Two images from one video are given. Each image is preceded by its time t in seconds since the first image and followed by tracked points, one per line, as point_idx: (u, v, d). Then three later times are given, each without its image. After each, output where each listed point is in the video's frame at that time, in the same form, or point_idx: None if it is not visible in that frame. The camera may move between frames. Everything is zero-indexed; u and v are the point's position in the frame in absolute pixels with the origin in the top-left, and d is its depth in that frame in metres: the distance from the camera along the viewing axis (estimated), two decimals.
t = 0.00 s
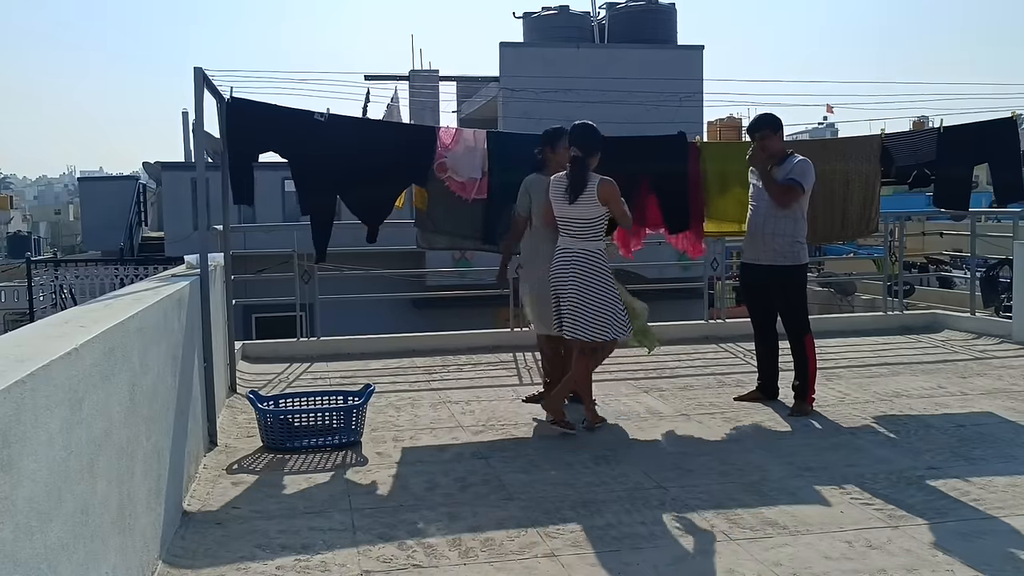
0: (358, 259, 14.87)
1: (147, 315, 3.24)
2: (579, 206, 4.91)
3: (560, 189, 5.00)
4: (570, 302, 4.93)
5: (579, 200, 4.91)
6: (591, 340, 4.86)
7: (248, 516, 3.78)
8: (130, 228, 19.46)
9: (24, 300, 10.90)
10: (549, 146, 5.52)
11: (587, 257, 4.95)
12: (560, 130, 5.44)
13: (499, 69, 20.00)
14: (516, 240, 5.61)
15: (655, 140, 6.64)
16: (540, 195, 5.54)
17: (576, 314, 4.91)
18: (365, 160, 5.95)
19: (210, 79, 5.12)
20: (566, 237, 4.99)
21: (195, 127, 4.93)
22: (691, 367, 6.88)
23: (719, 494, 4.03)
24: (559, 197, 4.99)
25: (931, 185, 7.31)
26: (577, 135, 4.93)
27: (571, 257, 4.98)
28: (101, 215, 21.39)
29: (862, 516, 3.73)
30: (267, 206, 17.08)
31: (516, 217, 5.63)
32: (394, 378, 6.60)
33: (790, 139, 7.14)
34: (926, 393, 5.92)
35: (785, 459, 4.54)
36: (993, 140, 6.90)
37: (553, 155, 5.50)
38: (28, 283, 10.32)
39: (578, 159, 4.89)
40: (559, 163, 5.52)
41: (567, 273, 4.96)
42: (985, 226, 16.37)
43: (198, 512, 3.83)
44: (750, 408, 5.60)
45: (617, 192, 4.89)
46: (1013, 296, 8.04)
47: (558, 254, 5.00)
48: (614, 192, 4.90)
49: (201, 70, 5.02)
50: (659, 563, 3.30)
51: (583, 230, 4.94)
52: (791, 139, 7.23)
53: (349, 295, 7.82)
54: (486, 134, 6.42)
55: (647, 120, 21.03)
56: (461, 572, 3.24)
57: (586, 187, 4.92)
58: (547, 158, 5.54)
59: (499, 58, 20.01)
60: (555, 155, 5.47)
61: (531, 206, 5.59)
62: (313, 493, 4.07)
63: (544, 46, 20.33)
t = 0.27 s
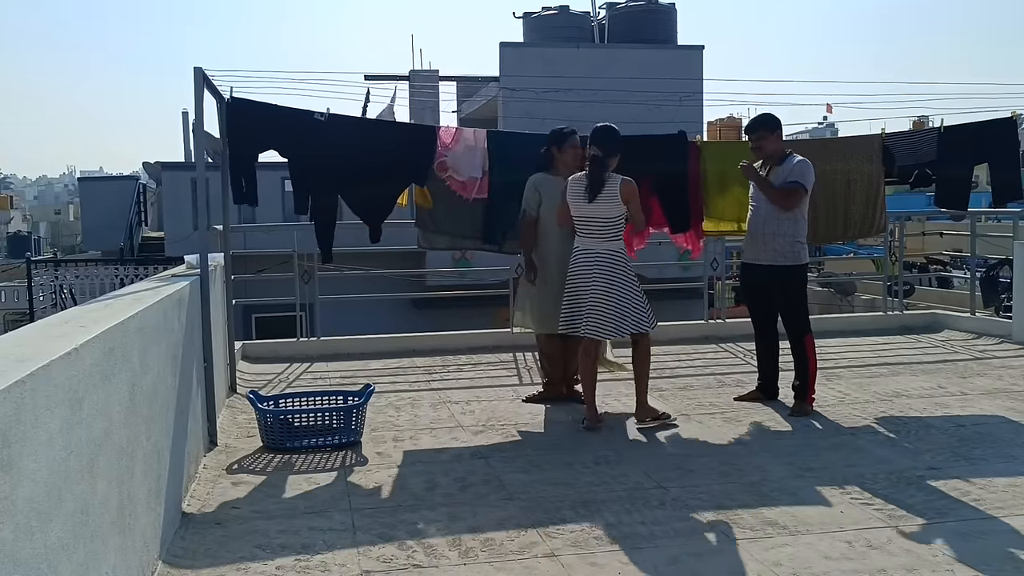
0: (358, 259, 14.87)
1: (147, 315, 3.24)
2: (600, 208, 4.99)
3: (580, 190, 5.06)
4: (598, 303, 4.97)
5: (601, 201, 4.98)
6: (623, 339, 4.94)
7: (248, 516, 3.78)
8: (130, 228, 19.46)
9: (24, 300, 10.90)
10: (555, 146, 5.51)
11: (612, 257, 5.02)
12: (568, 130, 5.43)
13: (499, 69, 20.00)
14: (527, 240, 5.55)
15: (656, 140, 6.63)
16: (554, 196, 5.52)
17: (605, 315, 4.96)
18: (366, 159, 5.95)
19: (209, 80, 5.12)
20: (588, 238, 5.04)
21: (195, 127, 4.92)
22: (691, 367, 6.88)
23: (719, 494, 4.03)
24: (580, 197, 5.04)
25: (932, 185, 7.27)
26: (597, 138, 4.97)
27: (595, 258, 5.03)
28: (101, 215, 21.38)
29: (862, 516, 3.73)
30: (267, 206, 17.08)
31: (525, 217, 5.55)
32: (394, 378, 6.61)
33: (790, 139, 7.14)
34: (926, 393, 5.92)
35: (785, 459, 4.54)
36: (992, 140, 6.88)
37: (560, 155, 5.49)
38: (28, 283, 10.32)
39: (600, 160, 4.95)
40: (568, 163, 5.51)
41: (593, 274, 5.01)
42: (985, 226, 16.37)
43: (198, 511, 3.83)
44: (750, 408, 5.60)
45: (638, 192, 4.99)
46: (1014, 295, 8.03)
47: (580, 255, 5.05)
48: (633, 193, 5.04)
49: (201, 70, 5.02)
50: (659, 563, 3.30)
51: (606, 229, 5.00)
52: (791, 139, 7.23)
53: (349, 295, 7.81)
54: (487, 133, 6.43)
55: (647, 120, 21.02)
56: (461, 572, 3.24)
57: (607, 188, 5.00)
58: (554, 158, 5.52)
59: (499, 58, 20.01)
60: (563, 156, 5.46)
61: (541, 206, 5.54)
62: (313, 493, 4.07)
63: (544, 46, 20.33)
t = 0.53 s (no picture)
0: (358, 259, 14.87)
1: (147, 315, 3.24)
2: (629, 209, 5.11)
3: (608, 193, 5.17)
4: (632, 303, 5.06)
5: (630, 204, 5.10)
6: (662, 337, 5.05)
7: (248, 516, 3.78)
8: (130, 228, 19.46)
9: (25, 300, 10.90)
10: (562, 146, 5.46)
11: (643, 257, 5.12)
12: (573, 130, 5.41)
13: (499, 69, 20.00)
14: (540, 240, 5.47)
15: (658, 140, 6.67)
16: (566, 196, 5.48)
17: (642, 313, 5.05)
18: (366, 159, 5.95)
19: (209, 80, 5.12)
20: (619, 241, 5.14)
21: (195, 127, 4.93)
22: (690, 367, 6.88)
23: (719, 494, 4.03)
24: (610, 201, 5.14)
25: (933, 185, 7.26)
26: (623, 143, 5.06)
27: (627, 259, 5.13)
28: (100, 215, 21.38)
29: (862, 516, 3.73)
30: (267, 206, 17.08)
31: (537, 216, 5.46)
32: (394, 378, 6.60)
33: (790, 139, 7.15)
34: (926, 394, 5.92)
35: (785, 459, 4.54)
36: (992, 140, 6.88)
37: (567, 155, 5.45)
38: (29, 283, 10.33)
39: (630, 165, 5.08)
40: (572, 163, 5.48)
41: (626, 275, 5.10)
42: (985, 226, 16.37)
43: (198, 511, 3.83)
44: (750, 408, 5.60)
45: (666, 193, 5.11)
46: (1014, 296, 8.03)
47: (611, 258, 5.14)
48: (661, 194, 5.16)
49: (202, 70, 5.02)
50: (658, 563, 3.30)
51: (635, 230, 5.11)
52: (791, 139, 7.24)
53: (349, 295, 7.81)
54: (487, 133, 6.43)
55: (647, 120, 21.02)
56: (461, 572, 3.24)
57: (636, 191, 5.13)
58: (559, 158, 5.48)
59: (499, 58, 20.01)
60: (570, 156, 5.43)
61: (554, 205, 5.48)
62: (313, 493, 4.07)
63: (544, 46, 20.33)
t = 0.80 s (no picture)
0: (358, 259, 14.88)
1: (147, 315, 3.24)
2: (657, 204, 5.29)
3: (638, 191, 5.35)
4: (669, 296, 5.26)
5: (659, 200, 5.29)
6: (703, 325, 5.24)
7: (248, 516, 3.78)
8: (131, 228, 19.46)
9: (24, 300, 10.90)
10: (560, 146, 5.46)
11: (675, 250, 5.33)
12: (572, 130, 5.41)
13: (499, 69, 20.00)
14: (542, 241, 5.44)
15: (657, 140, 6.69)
16: (565, 195, 5.49)
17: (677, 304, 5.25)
18: (366, 159, 5.95)
19: (209, 80, 5.12)
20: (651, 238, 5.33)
21: (195, 127, 4.93)
22: (690, 367, 6.88)
23: (719, 494, 4.03)
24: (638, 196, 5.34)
25: (933, 185, 7.27)
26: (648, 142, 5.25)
27: (656, 254, 5.33)
28: (100, 215, 21.38)
29: (861, 516, 3.73)
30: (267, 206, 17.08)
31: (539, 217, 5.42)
32: (394, 378, 6.60)
33: (790, 139, 7.16)
34: (926, 394, 5.92)
35: (785, 459, 4.54)
36: (992, 140, 6.89)
37: (565, 155, 5.46)
38: (29, 283, 10.33)
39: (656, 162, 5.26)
40: (570, 162, 5.48)
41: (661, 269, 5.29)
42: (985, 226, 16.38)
43: (198, 511, 3.83)
44: (750, 408, 5.60)
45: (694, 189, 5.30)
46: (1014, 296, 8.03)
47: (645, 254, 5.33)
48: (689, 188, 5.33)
49: (202, 70, 5.02)
50: (658, 563, 3.30)
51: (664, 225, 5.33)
52: (791, 139, 7.24)
53: (349, 295, 7.81)
54: (487, 133, 6.43)
55: (647, 120, 21.03)
56: (461, 571, 3.24)
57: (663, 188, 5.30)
58: (558, 158, 5.48)
59: (499, 58, 20.01)
60: (569, 155, 5.44)
61: (555, 205, 5.47)
62: (313, 493, 4.07)
63: (544, 46, 20.33)
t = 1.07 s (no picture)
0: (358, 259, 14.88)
1: (147, 315, 3.24)
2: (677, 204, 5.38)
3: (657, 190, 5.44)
4: (686, 292, 5.37)
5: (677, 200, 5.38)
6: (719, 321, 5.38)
7: (248, 516, 3.78)
8: (131, 228, 19.46)
9: (24, 300, 10.90)
10: (551, 145, 5.46)
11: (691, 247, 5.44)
12: (563, 130, 5.41)
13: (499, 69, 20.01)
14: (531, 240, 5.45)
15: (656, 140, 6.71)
16: (556, 195, 5.48)
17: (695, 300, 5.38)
18: (366, 160, 5.95)
19: (209, 80, 5.12)
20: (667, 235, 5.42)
21: (195, 127, 4.93)
22: (690, 367, 6.88)
23: (719, 494, 4.03)
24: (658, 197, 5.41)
25: (933, 185, 7.25)
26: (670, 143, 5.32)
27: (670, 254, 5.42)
28: (100, 215, 21.38)
29: (862, 516, 3.73)
30: (267, 206, 17.08)
31: (527, 215, 5.43)
32: (394, 378, 6.60)
33: (790, 139, 7.16)
34: (926, 393, 5.92)
35: (785, 459, 4.54)
36: (992, 140, 6.90)
37: (557, 154, 5.46)
38: (29, 283, 10.32)
39: (677, 162, 5.34)
40: (563, 161, 5.48)
41: (677, 266, 5.40)
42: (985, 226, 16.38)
43: (198, 511, 3.83)
44: (750, 408, 5.60)
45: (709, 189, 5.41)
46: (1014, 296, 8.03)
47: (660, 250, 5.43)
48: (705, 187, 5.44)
49: (202, 70, 5.02)
50: (658, 563, 3.30)
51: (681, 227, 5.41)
52: (791, 139, 7.24)
53: (350, 295, 7.80)
54: (487, 133, 6.42)
55: (647, 120, 21.03)
56: (461, 572, 3.23)
57: (682, 188, 5.39)
58: (550, 157, 5.47)
59: (499, 58, 20.01)
60: (559, 155, 5.43)
61: (545, 204, 5.47)
62: (313, 493, 4.07)
63: (544, 46, 20.33)
